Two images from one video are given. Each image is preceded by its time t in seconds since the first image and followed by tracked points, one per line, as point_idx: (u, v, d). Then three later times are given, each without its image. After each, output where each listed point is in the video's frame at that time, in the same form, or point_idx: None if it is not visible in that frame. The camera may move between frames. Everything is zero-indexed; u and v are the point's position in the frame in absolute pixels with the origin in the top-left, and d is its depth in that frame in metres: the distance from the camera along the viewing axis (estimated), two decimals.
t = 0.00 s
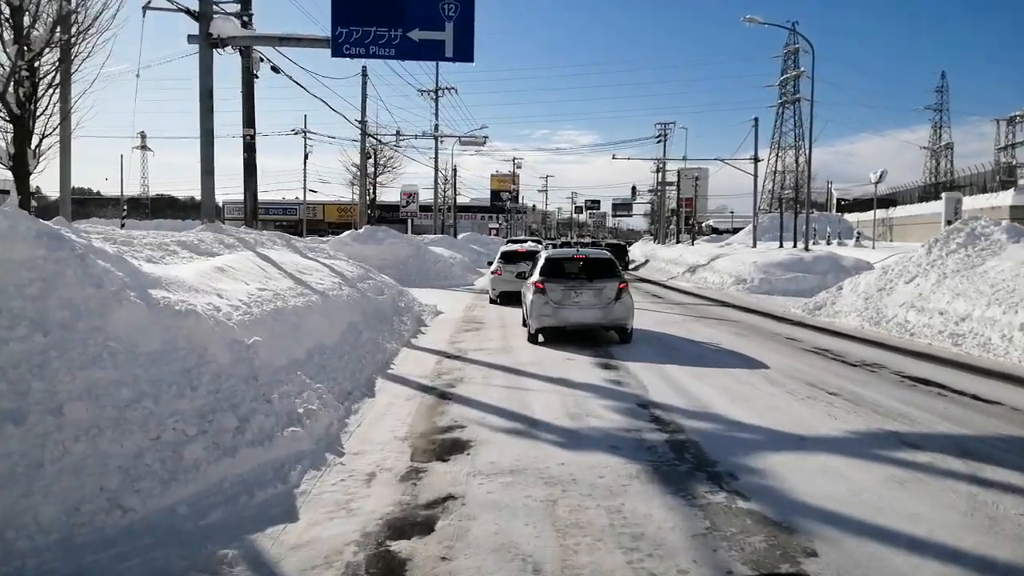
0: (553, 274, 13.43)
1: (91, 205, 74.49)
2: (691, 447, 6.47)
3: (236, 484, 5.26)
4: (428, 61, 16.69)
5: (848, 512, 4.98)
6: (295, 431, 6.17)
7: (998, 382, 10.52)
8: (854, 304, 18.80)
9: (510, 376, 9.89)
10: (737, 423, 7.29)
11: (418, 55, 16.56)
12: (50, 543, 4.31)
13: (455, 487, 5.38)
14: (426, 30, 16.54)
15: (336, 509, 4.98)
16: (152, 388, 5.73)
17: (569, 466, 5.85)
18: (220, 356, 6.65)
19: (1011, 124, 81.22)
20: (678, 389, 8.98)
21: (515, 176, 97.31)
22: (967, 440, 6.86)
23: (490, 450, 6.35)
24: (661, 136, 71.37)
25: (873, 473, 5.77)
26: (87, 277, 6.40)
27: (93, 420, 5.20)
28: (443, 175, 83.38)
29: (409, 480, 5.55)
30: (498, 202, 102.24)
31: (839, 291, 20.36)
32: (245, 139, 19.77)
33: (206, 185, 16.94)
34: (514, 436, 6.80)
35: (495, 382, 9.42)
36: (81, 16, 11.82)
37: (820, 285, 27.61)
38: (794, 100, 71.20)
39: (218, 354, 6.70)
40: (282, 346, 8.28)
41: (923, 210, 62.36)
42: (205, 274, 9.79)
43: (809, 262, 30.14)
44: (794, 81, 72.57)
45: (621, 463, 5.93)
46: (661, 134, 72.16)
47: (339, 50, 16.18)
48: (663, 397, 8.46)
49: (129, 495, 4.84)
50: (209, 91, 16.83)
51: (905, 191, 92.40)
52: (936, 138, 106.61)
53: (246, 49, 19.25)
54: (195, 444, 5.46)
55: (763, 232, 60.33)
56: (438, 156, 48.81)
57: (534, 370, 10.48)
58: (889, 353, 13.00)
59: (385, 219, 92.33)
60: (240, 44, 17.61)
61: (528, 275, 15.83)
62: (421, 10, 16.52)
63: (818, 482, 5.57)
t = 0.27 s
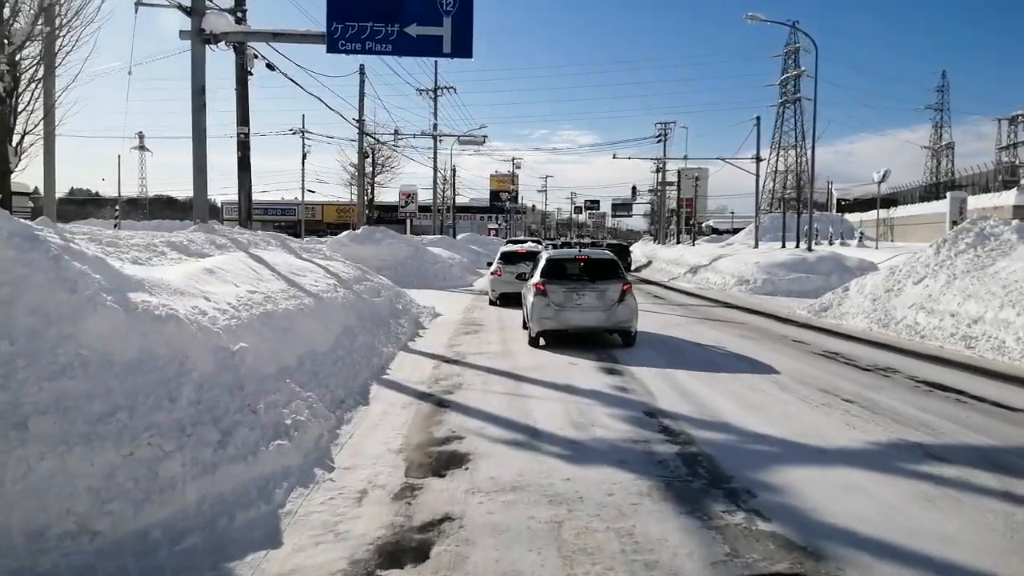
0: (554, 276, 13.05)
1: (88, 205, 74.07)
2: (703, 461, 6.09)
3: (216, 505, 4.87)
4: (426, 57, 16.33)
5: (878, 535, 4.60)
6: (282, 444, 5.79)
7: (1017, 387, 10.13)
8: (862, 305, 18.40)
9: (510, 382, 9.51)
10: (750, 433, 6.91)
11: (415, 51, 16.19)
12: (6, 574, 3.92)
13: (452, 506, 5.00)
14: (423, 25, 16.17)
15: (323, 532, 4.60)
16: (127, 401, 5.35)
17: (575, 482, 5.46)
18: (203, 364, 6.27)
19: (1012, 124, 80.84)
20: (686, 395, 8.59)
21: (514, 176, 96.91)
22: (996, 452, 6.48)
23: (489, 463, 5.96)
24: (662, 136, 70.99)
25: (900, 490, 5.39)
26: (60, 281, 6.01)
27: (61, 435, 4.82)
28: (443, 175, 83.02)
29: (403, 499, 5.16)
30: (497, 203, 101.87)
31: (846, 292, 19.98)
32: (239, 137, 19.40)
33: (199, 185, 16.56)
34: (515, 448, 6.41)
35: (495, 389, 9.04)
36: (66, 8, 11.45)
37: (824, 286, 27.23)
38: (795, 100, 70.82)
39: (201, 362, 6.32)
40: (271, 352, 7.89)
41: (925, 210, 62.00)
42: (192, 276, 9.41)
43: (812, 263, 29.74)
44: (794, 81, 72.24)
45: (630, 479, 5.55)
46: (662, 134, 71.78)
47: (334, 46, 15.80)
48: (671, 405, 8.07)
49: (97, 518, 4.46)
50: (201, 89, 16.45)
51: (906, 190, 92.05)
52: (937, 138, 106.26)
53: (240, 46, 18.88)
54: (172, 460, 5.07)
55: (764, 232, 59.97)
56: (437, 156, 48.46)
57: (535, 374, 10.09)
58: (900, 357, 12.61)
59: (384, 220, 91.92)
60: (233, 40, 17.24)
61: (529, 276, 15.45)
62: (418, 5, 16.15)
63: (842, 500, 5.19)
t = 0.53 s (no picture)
0: (556, 279, 12.68)
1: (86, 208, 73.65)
2: (718, 478, 5.71)
3: (194, 530, 4.49)
4: (424, 55, 15.96)
5: (913, 563, 4.22)
6: (269, 462, 5.42)
7: None
8: (870, 308, 18.01)
9: (512, 390, 9.13)
10: (766, 447, 6.54)
11: (413, 49, 15.82)
12: None
13: (450, 531, 4.63)
14: (421, 23, 15.80)
15: (309, 561, 4.22)
16: (100, 417, 4.97)
17: (582, 502, 5.09)
18: (185, 375, 5.90)
19: (1014, 125, 80.46)
20: (695, 405, 8.21)
21: (514, 178, 96.56)
22: None
23: (490, 481, 5.58)
24: (663, 137, 70.65)
25: (931, 512, 5.01)
26: (32, 287, 5.64)
27: (26, 456, 4.44)
28: (442, 176, 82.67)
29: (397, 522, 4.78)
30: (497, 205, 101.51)
31: (852, 295, 19.60)
32: (234, 138, 19.03)
33: (192, 186, 16.19)
34: (517, 464, 6.03)
35: (495, 398, 8.67)
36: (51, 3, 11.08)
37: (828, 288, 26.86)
38: (795, 101, 70.49)
39: (184, 373, 5.93)
40: (260, 361, 7.51)
41: (928, 210, 61.64)
42: (181, 282, 9.04)
43: (816, 264, 29.36)
44: (795, 82, 71.95)
45: (641, 499, 5.17)
46: (662, 135, 71.44)
47: (330, 44, 15.44)
48: (679, 415, 7.69)
49: (63, 548, 4.08)
50: (194, 88, 16.09)
51: (907, 191, 91.69)
52: (938, 138, 105.95)
53: (235, 44, 18.51)
54: (147, 483, 4.70)
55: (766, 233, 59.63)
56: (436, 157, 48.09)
57: (537, 381, 9.71)
58: (913, 362, 12.24)
59: (384, 222, 91.56)
60: (227, 38, 16.87)
61: (530, 280, 15.08)
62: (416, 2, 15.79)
63: (870, 523, 4.82)
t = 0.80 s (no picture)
0: (557, 279, 12.32)
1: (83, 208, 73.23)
2: (733, 492, 5.33)
3: (167, 554, 4.12)
4: (421, 50, 15.58)
5: None
6: (251, 477, 5.04)
7: None
8: (876, 308, 17.64)
9: (511, 395, 8.75)
10: (781, 457, 6.17)
11: (410, 44, 15.45)
12: None
13: (445, 555, 4.25)
14: (418, 17, 15.42)
15: None
16: (68, 431, 4.60)
17: (588, 521, 4.72)
18: (163, 383, 5.52)
19: (1015, 123, 80.14)
20: (704, 411, 7.84)
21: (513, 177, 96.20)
22: None
23: (489, 496, 5.21)
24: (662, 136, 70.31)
25: (964, 531, 4.65)
26: None
27: None
28: (441, 176, 82.25)
29: (388, 544, 4.41)
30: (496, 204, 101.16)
31: (858, 294, 19.24)
32: (227, 135, 18.64)
33: (183, 184, 15.81)
34: (518, 477, 5.65)
35: (495, 403, 8.30)
36: None
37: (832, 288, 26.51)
38: (795, 99, 70.16)
39: (161, 380, 5.56)
40: (247, 366, 7.14)
41: (929, 209, 61.29)
42: (166, 283, 8.66)
43: (819, 263, 28.99)
44: (795, 80, 71.61)
45: (651, 516, 4.80)
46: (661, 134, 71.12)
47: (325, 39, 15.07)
48: (688, 422, 7.32)
49: None
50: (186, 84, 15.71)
51: (908, 190, 91.40)
52: (938, 136, 105.58)
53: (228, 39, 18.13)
54: (116, 502, 4.32)
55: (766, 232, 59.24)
56: (435, 156, 47.72)
57: (538, 385, 9.34)
58: (925, 364, 11.87)
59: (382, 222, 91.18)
60: (220, 33, 16.48)
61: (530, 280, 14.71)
62: None
63: (901, 544, 4.45)
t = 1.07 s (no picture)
0: (561, 283, 11.99)
1: (83, 207, 72.92)
2: (751, 514, 4.98)
3: None
4: (422, 47, 15.26)
5: None
6: (237, 495, 4.71)
7: None
8: (885, 314, 17.29)
9: (514, 403, 8.41)
10: (800, 475, 5.82)
11: (411, 41, 15.13)
12: None
13: None
14: (419, 13, 15.10)
15: None
16: (37, 446, 4.26)
17: (598, 546, 4.38)
18: (144, 394, 5.19)
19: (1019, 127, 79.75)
20: (716, 423, 7.49)
21: (515, 178, 95.86)
22: None
23: (490, 517, 4.86)
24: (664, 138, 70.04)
25: (1004, 560, 4.30)
26: None
27: None
28: (442, 177, 81.92)
29: (382, 572, 4.07)
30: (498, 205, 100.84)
31: (866, 299, 18.88)
32: (225, 134, 18.30)
33: (179, 183, 15.47)
34: (521, 495, 5.30)
35: (497, 412, 7.96)
36: None
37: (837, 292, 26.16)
38: (798, 102, 69.85)
39: (142, 390, 5.22)
40: (237, 374, 6.79)
41: (933, 213, 60.91)
42: (155, 285, 8.32)
43: (824, 268, 28.63)
44: (799, 83, 71.26)
45: (666, 542, 4.45)
46: (664, 136, 70.74)
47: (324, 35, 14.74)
48: (700, 435, 6.97)
49: None
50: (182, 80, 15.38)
51: (911, 194, 91.02)
52: (941, 140, 105.18)
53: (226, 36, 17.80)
54: (87, 525, 3.98)
55: (769, 235, 58.86)
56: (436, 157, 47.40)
57: (541, 392, 8.99)
58: (940, 372, 11.51)
59: (383, 223, 90.87)
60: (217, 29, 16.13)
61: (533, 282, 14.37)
62: None
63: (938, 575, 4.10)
